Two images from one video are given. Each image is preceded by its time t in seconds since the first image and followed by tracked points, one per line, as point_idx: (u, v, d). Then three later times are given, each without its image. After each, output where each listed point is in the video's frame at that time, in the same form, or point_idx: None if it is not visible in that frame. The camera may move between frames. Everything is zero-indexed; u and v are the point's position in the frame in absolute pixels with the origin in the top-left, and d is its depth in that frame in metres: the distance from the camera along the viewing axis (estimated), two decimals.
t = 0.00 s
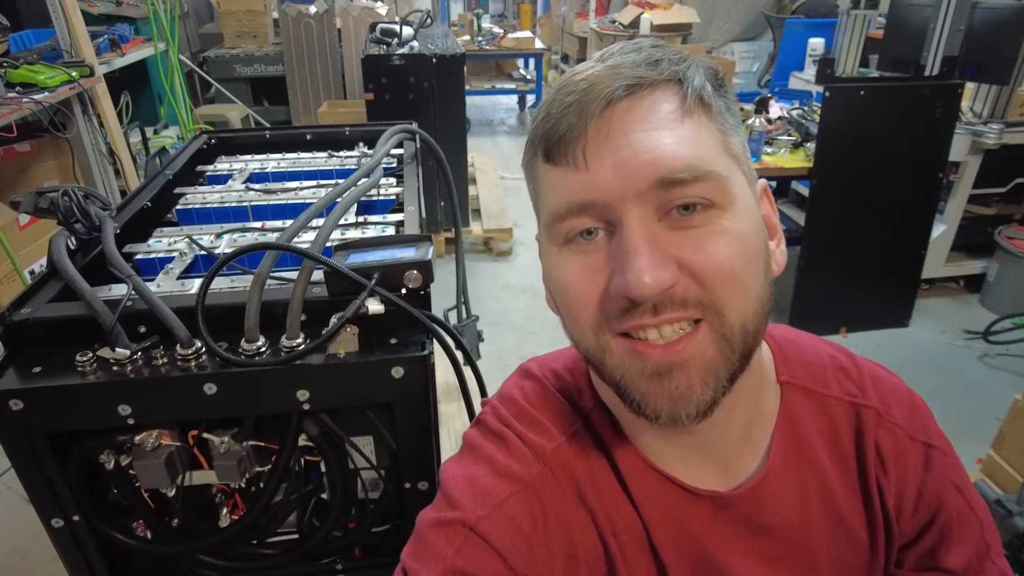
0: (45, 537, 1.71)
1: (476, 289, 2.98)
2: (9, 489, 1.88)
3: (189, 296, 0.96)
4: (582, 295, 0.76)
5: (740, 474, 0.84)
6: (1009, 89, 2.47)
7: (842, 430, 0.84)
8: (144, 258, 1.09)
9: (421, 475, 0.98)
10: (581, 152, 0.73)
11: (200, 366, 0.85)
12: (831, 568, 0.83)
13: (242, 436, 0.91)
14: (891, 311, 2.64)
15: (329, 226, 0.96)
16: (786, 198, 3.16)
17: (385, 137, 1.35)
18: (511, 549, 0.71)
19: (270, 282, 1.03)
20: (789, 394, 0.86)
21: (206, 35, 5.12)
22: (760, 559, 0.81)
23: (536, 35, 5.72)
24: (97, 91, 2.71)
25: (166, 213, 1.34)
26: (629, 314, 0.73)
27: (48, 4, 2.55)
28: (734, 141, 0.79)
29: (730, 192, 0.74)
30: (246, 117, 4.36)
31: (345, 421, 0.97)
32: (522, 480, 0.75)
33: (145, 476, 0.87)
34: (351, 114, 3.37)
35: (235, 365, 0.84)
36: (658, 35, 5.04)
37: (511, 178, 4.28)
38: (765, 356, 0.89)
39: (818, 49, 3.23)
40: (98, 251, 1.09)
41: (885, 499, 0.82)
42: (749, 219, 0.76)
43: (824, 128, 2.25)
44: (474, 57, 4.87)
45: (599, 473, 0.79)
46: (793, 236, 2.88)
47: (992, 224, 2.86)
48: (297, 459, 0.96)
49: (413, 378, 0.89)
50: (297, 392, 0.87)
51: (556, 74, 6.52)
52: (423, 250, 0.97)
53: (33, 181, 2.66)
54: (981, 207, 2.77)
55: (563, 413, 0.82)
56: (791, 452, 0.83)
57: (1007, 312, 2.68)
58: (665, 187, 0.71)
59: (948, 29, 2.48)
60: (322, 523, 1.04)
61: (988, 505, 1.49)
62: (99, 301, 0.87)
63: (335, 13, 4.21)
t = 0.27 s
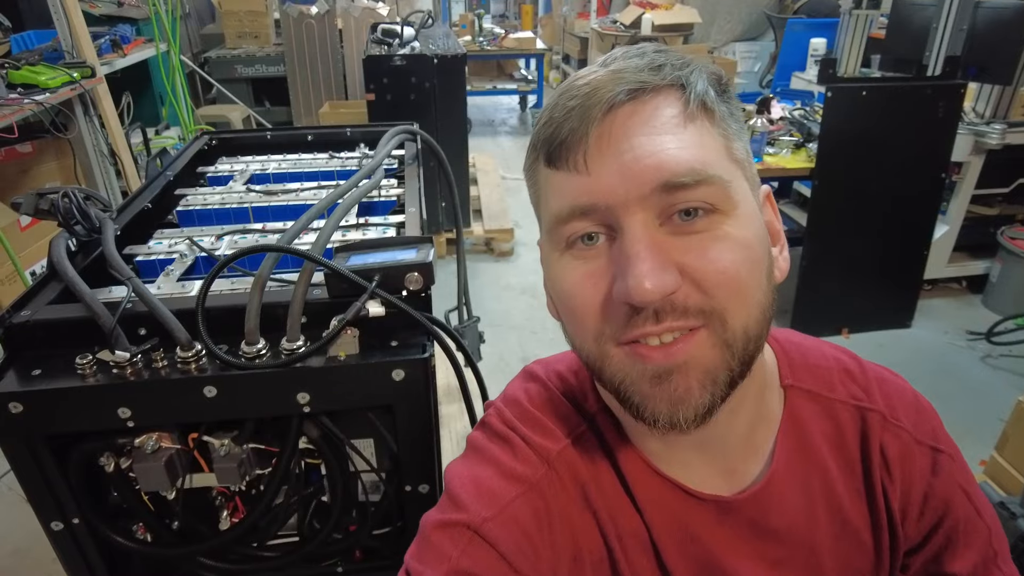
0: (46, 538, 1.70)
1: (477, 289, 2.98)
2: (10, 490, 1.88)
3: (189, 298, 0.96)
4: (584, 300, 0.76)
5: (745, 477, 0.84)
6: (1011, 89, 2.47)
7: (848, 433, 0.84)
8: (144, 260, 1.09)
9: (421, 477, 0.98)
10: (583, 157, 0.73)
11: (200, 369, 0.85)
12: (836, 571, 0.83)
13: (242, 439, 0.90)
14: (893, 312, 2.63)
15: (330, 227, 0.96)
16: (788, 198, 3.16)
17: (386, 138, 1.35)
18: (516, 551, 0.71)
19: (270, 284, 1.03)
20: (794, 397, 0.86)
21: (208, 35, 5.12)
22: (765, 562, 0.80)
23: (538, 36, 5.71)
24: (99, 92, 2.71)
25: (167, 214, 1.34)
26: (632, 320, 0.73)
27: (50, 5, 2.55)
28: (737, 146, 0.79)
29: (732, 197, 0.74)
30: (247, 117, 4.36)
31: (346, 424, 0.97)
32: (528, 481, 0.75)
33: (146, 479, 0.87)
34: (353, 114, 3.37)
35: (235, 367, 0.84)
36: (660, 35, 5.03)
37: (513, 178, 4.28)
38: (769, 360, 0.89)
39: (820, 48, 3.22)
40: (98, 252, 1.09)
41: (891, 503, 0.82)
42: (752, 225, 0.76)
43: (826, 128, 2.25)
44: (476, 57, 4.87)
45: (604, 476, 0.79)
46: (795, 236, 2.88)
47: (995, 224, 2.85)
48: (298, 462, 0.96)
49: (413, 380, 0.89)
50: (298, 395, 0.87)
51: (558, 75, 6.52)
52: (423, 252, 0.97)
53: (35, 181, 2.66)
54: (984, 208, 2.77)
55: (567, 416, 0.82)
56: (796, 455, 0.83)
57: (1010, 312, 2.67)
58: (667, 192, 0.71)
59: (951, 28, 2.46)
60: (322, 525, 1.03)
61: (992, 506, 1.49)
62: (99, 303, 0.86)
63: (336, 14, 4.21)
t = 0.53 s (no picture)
0: (49, 539, 1.70)
1: (479, 289, 2.98)
2: (12, 490, 1.88)
3: (192, 298, 0.95)
4: (585, 303, 0.76)
5: (748, 477, 0.84)
6: (1015, 87, 2.44)
7: (852, 432, 0.83)
8: (147, 260, 1.09)
9: (425, 478, 0.97)
10: (578, 159, 0.73)
11: (203, 369, 0.85)
12: (840, 571, 0.83)
13: (245, 439, 0.90)
14: (895, 312, 2.63)
15: (333, 227, 0.95)
16: (790, 197, 3.15)
17: (388, 138, 1.35)
18: (520, 549, 0.71)
19: (273, 284, 1.03)
20: (797, 396, 0.85)
21: (209, 35, 5.12)
22: (768, 562, 0.80)
23: (539, 36, 5.71)
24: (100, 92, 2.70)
25: (169, 214, 1.34)
26: (636, 323, 0.72)
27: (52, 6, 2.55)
28: (733, 145, 0.79)
29: (730, 196, 0.74)
30: (248, 118, 4.36)
31: (349, 424, 0.96)
32: (531, 480, 0.75)
33: (148, 480, 0.87)
34: (354, 114, 3.37)
35: (238, 368, 0.84)
36: (662, 35, 5.03)
37: (514, 178, 4.28)
38: (772, 359, 0.88)
39: (821, 47, 3.22)
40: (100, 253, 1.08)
41: (895, 502, 0.82)
42: (750, 224, 0.76)
43: (828, 128, 2.24)
44: (477, 57, 4.87)
45: (607, 475, 0.79)
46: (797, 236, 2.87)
47: (998, 224, 2.85)
48: (301, 462, 0.96)
49: (417, 381, 0.88)
50: (301, 395, 0.87)
51: (559, 75, 6.52)
52: (426, 252, 0.96)
53: (36, 181, 2.67)
54: (987, 207, 2.76)
55: (570, 415, 0.82)
56: (800, 454, 0.83)
57: (1012, 312, 2.67)
58: (665, 191, 0.71)
59: (954, 27, 2.43)
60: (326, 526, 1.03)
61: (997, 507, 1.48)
62: (101, 303, 0.86)
63: (338, 14, 4.20)
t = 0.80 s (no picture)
0: (51, 539, 1.70)
1: (480, 288, 2.98)
2: (14, 490, 1.88)
3: (194, 296, 0.95)
4: (597, 297, 0.75)
5: (748, 472, 0.83)
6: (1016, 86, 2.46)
7: (853, 429, 0.83)
8: (148, 259, 1.09)
9: (427, 476, 0.97)
10: (589, 149, 0.73)
11: (205, 367, 0.85)
12: (839, 568, 0.83)
13: (247, 438, 0.90)
14: (896, 311, 2.62)
15: (334, 226, 0.95)
16: (791, 197, 3.15)
17: (389, 137, 1.34)
18: (520, 544, 0.71)
19: (274, 283, 1.03)
20: (797, 392, 0.85)
21: (210, 35, 5.11)
22: (768, 559, 0.80)
23: (540, 36, 5.71)
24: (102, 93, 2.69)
25: (170, 213, 1.34)
26: (648, 312, 0.72)
27: (53, 6, 2.55)
28: (738, 138, 0.80)
29: (739, 186, 0.74)
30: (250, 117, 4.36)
31: (351, 422, 0.96)
32: (532, 475, 0.75)
33: (150, 478, 0.87)
34: (355, 114, 3.37)
35: (240, 365, 0.84)
36: (662, 35, 5.03)
37: (515, 178, 4.28)
38: (772, 356, 0.88)
39: (823, 47, 3.23)
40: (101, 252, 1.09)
41: (897, 498, 0.82)
42: (759, 215, 0.76)
43: (828, 128, 2.24)
44: (478, 57, 4.86)
45: (607, 471, 0.79)
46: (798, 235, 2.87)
47: (999, 223, 2.84)
48: (302, 461, 0.96)
49: (419, 379, 0.88)
50: (304, 392, 0.87)
51: (560, 75, 6.52)
52: (428, 250, 0.96)
53: (38, 181, 2.70)
54: (988, 206, 2.76)
55: (571, 411, 0.82)
56: (799, 450, 0.83)
57: (1014, 311, 2.67)
58: (677, 180, 0.71)
59: (955, 26, 2.43)
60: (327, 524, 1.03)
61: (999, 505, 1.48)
62: (103, 301, 0.86)
63: (338, 14, 4.20)
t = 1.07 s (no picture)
0: (51, 541, 1.70)
1: (481, 289, 2.98)
2: (15, 491, 1.88)
3: (196, 297, 0.95)
4: (587, 304, 0.75)
5: (749, 472, 0.83)
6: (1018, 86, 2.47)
7: (855, 429, 0.83)
8: (150, 260, 1.09)
9: (429, 477, 0.97)
10: (580, 158, 0.72)
11: (207, 368, 0.85)
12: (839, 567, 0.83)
13: (249, 439, 0.90)
14: (898, 311, 2.62)
15: (336, 227, 0.95)
16: (793, 197, 3.14)
17: (391, 137, 1.34)
18: (520, 544, 0.70)
19: (276, 283, 1.02)
20: (798, 392, 0.85)
21: (211, 36, 5.12)
22: (768, 559, 0.80)
23: (540, 36, 5.70)
24: (103, 93, 2.69)
25: (172, 214, 1.34)
26: (635, 327, 0.72)
27: (54, 7, 2.54)
28: (738, 143, 0.78)
29: (733, 197, 0.73)
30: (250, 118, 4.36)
31: (354, 424, 0.96)
32: (532, 474, 0.74)
33: (152, 479, 0.86)
34: (356, 114, 3.37)
35: (241, 366, 0.84)
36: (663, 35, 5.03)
37: (516, 178, 4.28)
38: (773, 357, 0.87)
39: (824, 46, 3.23)
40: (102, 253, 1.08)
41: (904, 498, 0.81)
42: (754, 227, 0.75)
43: (829, 128, 2.24)
44: (478, 57, 4.86)
45: (608, 472, 0.78)
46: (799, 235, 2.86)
47: (1001, 223, 2.83)
48: (305, 462, 0.95)
49: (421, 380, 0.88)
50: (305, 393, 0.86)
51: (561, 75, 6.53)
52: (430, 250, 0.96)
53: (38, 182, 2.69)
54: (990, 206, 2.75)
55: (572, 411, 0.81)
56: (800, 449, 0.82)
57: (1016, 311, 2.66)
58: (666, 195, 0.70)
59: (957, 25, 2.40)
60: (329, 526, 1.02)
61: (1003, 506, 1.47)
62: (105, 302, 0.86)
63: (339, 14, 4.21)
